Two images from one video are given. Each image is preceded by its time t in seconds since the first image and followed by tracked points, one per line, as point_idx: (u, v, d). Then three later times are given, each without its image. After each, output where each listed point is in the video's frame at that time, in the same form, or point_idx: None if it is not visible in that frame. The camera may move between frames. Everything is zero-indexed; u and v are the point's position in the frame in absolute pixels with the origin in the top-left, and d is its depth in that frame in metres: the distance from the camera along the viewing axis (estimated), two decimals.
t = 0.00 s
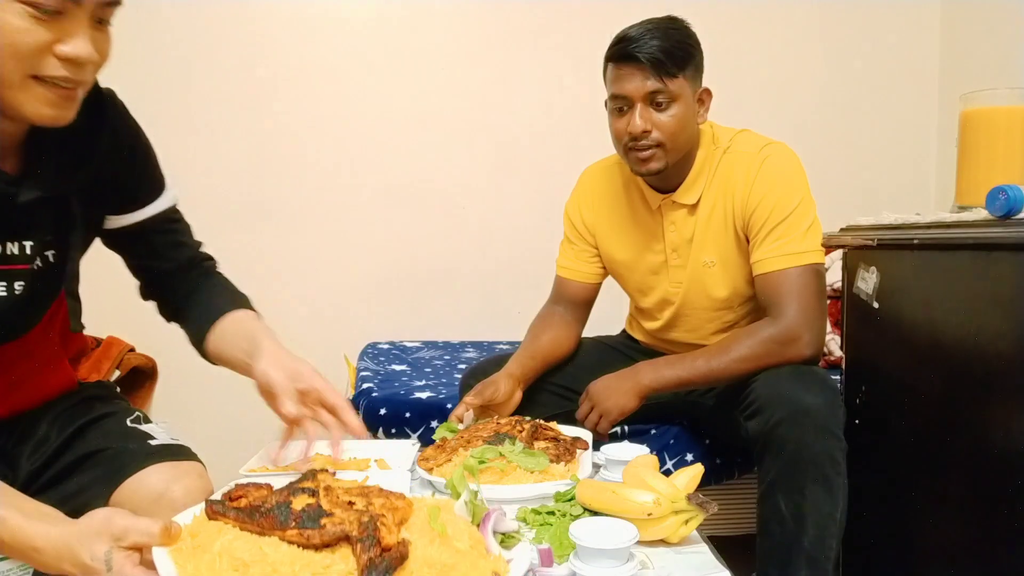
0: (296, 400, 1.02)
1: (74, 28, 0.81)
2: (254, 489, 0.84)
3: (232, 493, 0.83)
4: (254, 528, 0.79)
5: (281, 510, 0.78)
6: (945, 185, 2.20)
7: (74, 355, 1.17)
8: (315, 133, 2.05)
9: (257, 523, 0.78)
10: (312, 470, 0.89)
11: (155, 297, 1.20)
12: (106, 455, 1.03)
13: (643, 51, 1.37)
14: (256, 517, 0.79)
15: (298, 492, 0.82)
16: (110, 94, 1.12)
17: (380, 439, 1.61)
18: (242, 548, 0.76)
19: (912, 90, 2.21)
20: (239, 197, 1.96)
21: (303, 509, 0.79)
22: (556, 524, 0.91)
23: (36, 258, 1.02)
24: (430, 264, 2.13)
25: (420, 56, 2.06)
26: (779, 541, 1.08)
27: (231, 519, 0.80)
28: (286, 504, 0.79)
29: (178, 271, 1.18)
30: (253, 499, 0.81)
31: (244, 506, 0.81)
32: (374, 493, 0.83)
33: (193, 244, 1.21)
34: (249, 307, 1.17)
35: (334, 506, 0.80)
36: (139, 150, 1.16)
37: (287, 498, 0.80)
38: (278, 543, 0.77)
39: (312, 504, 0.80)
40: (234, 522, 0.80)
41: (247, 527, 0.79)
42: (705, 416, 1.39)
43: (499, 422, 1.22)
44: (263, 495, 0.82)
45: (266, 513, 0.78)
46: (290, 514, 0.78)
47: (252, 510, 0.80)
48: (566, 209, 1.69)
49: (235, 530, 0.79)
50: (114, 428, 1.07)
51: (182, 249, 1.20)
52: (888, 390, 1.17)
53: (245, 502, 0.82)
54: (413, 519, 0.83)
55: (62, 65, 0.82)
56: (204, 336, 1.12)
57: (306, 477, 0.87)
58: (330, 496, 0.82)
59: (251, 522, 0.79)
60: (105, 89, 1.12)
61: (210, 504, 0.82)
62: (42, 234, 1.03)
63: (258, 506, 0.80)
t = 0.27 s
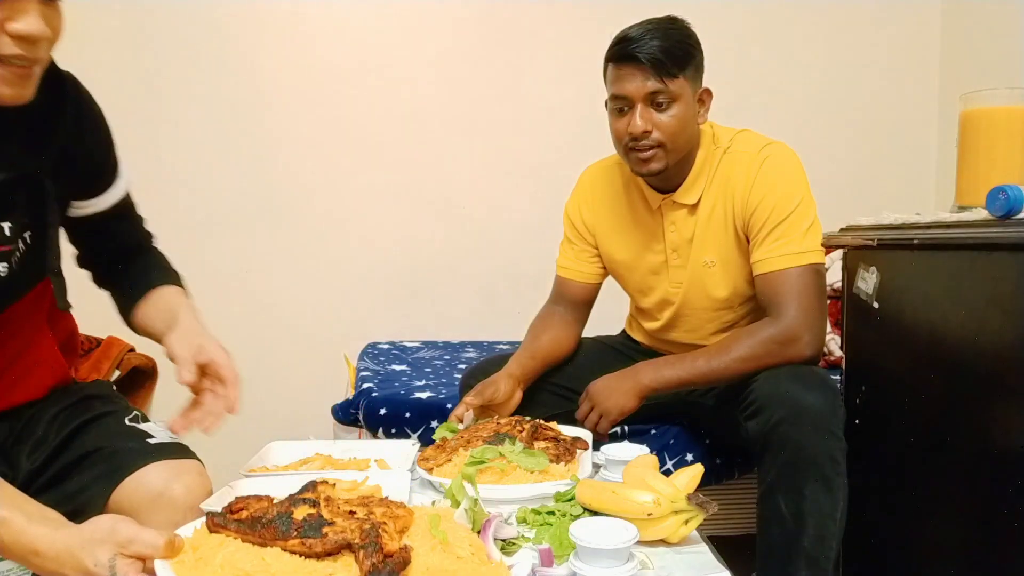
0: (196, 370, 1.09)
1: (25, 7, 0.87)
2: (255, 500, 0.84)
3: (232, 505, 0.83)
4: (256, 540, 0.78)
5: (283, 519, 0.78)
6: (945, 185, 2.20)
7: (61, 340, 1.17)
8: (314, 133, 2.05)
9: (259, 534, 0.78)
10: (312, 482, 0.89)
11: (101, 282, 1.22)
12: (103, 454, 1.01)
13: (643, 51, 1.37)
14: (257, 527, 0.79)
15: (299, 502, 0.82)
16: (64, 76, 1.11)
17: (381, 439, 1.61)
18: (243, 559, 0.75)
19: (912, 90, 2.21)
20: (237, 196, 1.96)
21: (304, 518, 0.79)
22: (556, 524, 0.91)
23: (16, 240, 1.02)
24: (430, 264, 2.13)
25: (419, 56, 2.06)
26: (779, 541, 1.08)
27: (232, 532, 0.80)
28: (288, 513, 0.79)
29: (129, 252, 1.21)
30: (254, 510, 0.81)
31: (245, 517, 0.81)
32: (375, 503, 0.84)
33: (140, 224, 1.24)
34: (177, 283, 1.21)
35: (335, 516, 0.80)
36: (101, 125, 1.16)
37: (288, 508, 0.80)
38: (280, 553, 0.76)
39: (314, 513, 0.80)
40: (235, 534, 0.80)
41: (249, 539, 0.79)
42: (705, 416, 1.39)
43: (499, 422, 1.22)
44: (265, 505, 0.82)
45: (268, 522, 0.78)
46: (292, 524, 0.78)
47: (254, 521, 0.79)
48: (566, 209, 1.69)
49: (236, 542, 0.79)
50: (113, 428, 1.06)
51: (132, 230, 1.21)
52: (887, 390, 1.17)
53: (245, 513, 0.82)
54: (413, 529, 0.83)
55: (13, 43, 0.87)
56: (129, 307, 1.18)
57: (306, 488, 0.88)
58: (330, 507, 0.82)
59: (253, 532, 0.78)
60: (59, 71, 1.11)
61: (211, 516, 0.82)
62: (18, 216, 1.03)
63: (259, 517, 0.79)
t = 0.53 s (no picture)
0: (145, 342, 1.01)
1: None
2: (250, 505, 0.83)
3: (228, 511, 0.82)
4: (251, 546, 0.78)
5: (277, 526, 0.77)
6: (945, 185, 2.20)
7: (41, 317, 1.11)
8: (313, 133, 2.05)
9: (254, 541, 0.77)
10: (308, 487, 0.88)
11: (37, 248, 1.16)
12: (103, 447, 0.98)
13: (643, 51, 1.37)
14: (252, 534, 0.78)
15: (294, 507, 0.82)
16: None
17: (381, 439, 1.62)
18: (238, 566, 0.75)
19: (912, 90, 2.20)
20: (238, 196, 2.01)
21: (298, 524, 0.78)
22: (556, 524, 0.91)
23: None
24: (431, 264, 2.13)
25: (419, 55, 2.06)
26: (779, 540, 1.08)
27: (228, 538, 0.79)
28: (282, 519, 0.78)
29: (66, 219, 1.15)
30: (250, 516, 0.81)
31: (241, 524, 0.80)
32: (370, 506, 0.84)
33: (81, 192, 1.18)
34: (115, 251, 1.16)
35: (329, 520, 0.80)
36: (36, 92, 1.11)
37: (282, 513, 0.80)
38: (276, 560, 0.76)
39: (308, 518, 0.80)
40: (231, 541, 0.79)
41: (243, 545, 0.78)
42: (705, 417, 1.39)
43: (499, 422, 1.22)
44: (260, 511, 0.82)
45: (263, 529, 0.78)
46: (286, 530, 0.77)
47: (250, 527, 0.79)
48: (566, 209, 1.69)
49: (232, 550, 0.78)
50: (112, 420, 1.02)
51: (69, 200, 1.15)
52: (887, 390, 1.17)
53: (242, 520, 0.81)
54: (408, 532, 0.83)
55: None
56: (71, 274, 1.12)
57: (301, 493, 0.87)
58: (324, 510, 0.82)
59: (248, 539, 0.78)
60: None
61: (207, 523, 0.81)
62: None
63: (255, 523, 0.79)
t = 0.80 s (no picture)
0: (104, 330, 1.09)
1: None
2: (247, 515, 0.83)
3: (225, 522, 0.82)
4: (249, 556, 0.78)
5: (274, 535, 0.77)
6: (946, 184, 2.20)
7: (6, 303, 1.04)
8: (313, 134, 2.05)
9: (253, 551, 0.77)
10: (304, 494, 0.88)
11: None
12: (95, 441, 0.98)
13: (643, 51, 1.36)
14: (250, 544, 0.78)
15: (290, 515, 0.82)
16: None
17: (380, 438, 1.66)
18: None
19: (912, 90, 2.20)
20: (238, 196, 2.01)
21: (295, 532, 0.78)
22: (556, 524, 0.91)
23: None
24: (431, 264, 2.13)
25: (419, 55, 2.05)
26: (779, 540, 1.08)
27: (227, 550, 0.79)
28: (279, 528, 0.78)
29: None
30: (246, 526, 0.81)
31: (239, 534, 0.80)
32: (367, 512, 0.85)
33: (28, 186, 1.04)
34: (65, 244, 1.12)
35: (326, 527, 0.80)
36: None
37: (279, 522, 0.80)
38: (274, 570, 0.76)
39: (305, 526, 0.80)
40: (229, 552, 0.79)
41: (242, 556, 0.78)
42: (705, 417, 1.40)
43: (500, 422, 1.22)
44: (257, 521, 0.82)
45: (260, 538, 0.78)
46: (284, 538, 0.77)
47: (248, 538, 0.79)
48: (566, 209, 1.69)
49: (230, 561, 0.78)
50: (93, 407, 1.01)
51: None
52: (887, 390, 1.17)
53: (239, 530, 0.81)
54: (405, 534, 0.84)
55: None
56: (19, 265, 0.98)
57: (297, 501, 0.87)
58: (320, 517, 0.82)
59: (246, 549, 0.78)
60: None
61: (205, 535, 0.81)
62: None
63: (252, 533, 0.79)
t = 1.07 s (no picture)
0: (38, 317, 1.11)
1: None
2: (247, 516, 0.83)
3: (225, 522, 0.82)
4: (249, 556, 0.78)
5: (275, 535, 0.77)
6: (946, 184, 2.20)
7: None
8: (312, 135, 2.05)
9: (253, 551, 0.77)
10: (303, 495, 0.88)
11: None
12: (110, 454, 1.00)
13: (643, 51, 1.36)
14: (250, 544, 0.78)
15: (290, 516, 0.82)
16: None
17: (381, 438, 1.62)
18: None
19: (912, 90, 2.20)
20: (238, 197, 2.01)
21: (296, 533, 0.78)
22: (556, 524, 0.91)
23: None
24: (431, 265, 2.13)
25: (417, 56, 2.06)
26: (779, 540, 1.08)
27: (227, 551, 0.79)
28: (279, 528, 0.78)
29: None
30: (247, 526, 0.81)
31: (240, 534, 0.80)
32: (367, 512, 0.85)
33: None
34: (33, 251, 1.23)
35: (326, 527, 0.80)
36: None
37: (279, 523, 0.80)
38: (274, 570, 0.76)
39: (305, 527, 0.80)
40: (229, 552, 0.79)
41: (242, 556, 0.78)
42: (705, 417, 1.40)
43: (499, 422, 1.22)
44: (257, 521, 0.81)
45: (261, 538, 0.78)
46: (284, 539, 0.77)
47: (248, 538, 0.79)
48: (566, 209, 1.69)
49: (231, 561, 0.78)
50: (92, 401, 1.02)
51: None
52: (887, 390, 1.17)
53: (239, 530, 0.81)
54: (406, 534, 0.83)
55: None
56: None
57: (297, 501, 0.87)
58: (320, 517, 0.82)
59: (246, 549, 0.78)
60: None
61: (205, 535, 0.81)
62: None
63: (252, 534, 0.79)
